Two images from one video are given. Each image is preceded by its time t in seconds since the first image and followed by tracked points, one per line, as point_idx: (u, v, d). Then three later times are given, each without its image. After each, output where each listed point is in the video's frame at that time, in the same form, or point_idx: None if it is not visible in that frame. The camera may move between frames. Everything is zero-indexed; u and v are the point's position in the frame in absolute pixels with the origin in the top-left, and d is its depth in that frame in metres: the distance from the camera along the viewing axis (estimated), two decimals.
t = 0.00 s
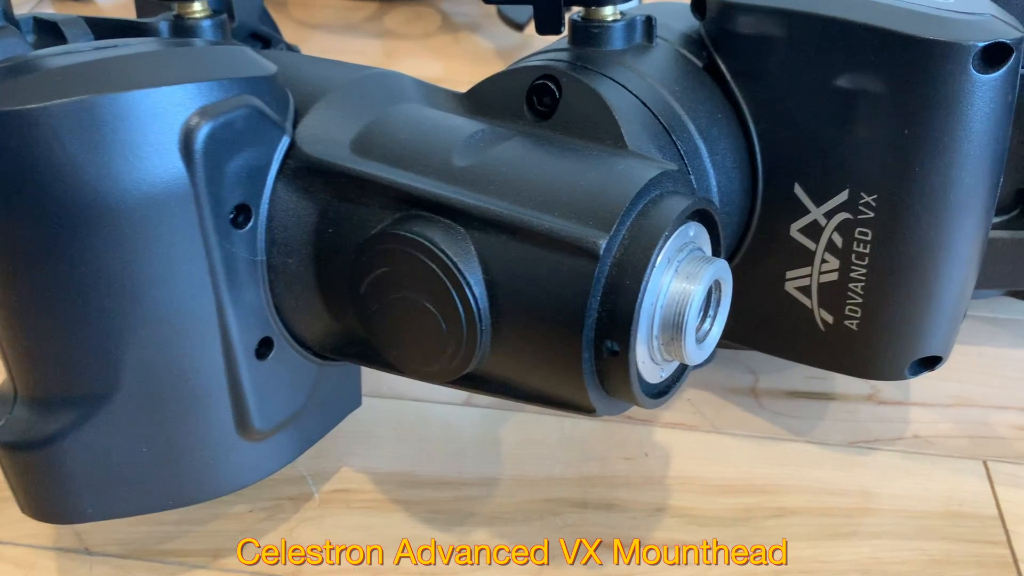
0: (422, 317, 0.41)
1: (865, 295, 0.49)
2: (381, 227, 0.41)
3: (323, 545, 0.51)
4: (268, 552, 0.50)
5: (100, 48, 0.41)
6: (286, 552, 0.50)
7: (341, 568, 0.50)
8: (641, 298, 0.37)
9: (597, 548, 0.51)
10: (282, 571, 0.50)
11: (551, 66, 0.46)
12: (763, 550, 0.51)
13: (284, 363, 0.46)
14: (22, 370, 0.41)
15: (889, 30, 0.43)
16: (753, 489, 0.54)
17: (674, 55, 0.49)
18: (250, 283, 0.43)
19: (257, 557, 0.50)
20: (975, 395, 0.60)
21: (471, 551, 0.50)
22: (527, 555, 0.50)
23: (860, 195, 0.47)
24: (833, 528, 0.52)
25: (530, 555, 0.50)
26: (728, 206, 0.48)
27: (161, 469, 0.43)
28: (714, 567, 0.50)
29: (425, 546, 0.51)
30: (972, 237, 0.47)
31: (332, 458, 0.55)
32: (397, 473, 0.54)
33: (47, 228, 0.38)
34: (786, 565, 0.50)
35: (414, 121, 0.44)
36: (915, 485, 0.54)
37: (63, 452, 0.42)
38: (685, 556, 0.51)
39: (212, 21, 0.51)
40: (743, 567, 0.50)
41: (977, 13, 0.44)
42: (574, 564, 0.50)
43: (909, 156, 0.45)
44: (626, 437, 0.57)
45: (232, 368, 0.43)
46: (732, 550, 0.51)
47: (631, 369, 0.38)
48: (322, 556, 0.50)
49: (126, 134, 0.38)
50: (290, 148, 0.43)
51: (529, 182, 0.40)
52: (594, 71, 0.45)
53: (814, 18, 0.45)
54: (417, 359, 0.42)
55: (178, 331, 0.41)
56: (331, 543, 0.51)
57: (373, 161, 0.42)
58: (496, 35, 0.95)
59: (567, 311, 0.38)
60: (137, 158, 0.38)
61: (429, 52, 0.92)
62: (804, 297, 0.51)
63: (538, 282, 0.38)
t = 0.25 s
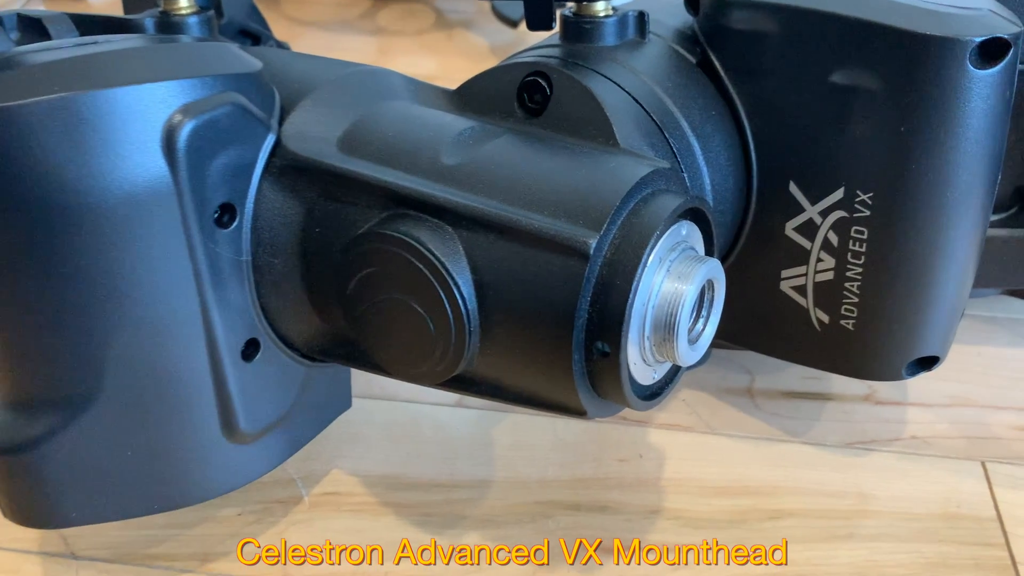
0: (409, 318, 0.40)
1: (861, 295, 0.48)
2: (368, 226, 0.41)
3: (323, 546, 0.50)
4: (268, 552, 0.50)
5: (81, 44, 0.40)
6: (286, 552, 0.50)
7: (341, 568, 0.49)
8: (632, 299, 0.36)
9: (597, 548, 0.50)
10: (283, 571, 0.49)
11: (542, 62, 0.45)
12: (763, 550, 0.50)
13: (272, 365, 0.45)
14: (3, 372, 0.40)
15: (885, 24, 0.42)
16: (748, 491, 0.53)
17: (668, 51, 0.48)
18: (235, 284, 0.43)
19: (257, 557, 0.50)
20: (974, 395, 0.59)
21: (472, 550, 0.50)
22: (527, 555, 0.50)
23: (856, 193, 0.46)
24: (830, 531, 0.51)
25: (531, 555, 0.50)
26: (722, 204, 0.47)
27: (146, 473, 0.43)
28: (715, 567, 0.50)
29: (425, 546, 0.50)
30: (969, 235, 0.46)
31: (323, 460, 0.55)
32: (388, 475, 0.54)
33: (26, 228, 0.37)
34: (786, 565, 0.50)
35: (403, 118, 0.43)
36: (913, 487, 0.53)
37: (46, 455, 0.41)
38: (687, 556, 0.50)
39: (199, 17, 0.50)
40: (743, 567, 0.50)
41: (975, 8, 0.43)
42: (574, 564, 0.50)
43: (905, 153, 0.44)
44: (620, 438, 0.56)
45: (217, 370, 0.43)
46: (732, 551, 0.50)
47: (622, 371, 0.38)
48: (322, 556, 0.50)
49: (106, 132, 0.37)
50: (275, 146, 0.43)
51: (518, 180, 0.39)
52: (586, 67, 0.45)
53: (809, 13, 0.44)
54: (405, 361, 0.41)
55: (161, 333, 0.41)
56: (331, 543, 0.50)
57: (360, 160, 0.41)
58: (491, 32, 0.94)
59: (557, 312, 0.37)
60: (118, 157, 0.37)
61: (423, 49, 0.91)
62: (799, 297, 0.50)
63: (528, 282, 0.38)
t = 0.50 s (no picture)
0: (399, 321, 0.39)
1: (860, 296, 0.47)
2: (358, 226, 0.40)
3: (323, 545, 0.50)
4: (268, 552, 0.49)
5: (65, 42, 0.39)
6: (286, 552, 0.49)
7: (341, 569, 0.49)
8: (626, 301, 0.36)
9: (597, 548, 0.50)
10: (283, 571, 0.49)
11: (535, 60, 0.44)
12: (762, 550, 0.50)
13: (262, 367, 0.45)
14: None
15: (884, 21, 0.42)
16: (746, 494, 0.53)
17: (664, 49, 0.47)
18: (223, 285, 0.42)
19: (257, 557, 0.49)
20: (974, 396, 0.59)
21: (471, 550, 0.50)
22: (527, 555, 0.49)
23: (854, 193, 0.45)
24: (828, 534, 0.50)
25: (530, 555, 0.49)
26: (718, 204, 0.47)
27: (133, 478, 0.42)
28: (715, 567, 0.49)
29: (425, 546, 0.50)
30: (969, 235, 0.45)
31: (315, 464, 0.54)
32: (381, 479, 0.53)
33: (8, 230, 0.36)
34: (786, 565, 0.49)
35: (393, 117, 0.43)
36: (912, 490, 0.53)
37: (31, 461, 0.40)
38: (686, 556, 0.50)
39: (188, 15, 0.50)
40: (743, 567, 0.49)
41: (975, 4, 0.42)
42: (574, 565, 0.49)
43: (904, 151, 0.43)
44: (616, 440, 0.55)
45: (205, 373, 0.42)
46: (732, 550, 0.50)
47: (617, 373, 0.37)
48: (322, 556, 0.49)
49: (90, 131, 0.36)
50: (263, 145, 0.42)
51: (510, 180, 0.38)
52: (580, 65, 0.44)
53: (806, 10, 0.44)
54: (396, 364, 0.41)
55: (148, 336, 0.40)
56: (331, 543, 0.50)
57: (349, 159, 0.41)
58: (486, 30, 0.93)
59: (550, 315, 0.36)
60: (102, 157, 0.37)
61: (418, 47, 0.90)
62: (797, 297, 0.49)
63: (520, 284, 0.37)
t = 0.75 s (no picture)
0: (396, 323, 0.38)
1: (864, 296, 0.46)
2: (354, 226, 0.39)
3: (323, 545, 0.49)
4: (268, 552, 0.49)
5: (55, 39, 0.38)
6: (286, 552, 0.49)
7: (341, 569, 0.48)
8: (629, 303, 0.35)
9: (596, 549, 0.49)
10: (282, 571, 0.48)
11: (535, 56, 0.44)
12: (763, 550, 0.49)
13: (257, 370, 0.44)
14: None
15: (890, 17, 0.41)
16: (748, 498, 0.52)
17: (666, 45, 0.47)
18: (217, 286, 0.41)
19: (257, 556, 0.49)
20: (978, 398, 0.58)
21: (471, 550, 0.49)
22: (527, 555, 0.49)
23: (859, 192, 0.45)
24: (832, 538, 0.50)
25: (530, 555, 0.49)
26: (721, 202, 0.46)
27: (126, 483, 0.41)
28: (714, 567, 0.48)
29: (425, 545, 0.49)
30: (976, 235, 0.45)
31: (311, 467, 0.53)
32: (379, 482, 0.52)
33: None
34: (786, 565, 0.49)
35: (390, 115, 0.42)
36: (917, 493, 0.52)
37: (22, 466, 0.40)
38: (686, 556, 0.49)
39: (182, 12, 0.49)
40: (743, 567, 0.48)
41: None
42: (574, 564, 0.48)
43: (910, 150, 0.43)
44: (616, 443, 0.55)
45: (199, 376, 0.41)
46: (732, 550, 0.49)
47: (619, 377, 0.36)
48: (322, 556, 0.49)
49: (81, 130, 0.35)
50: (258, 144, 0.41)
51: (509, 179, 0.38)
52: (580, 62, 0.43)
53: (810, 5, 0.43)
54: (393, 367, 0.40)
55: (141, 339, 0.39)
56: (331, 543, 0.49)
57: (345, 158, 0.40)
58: (485, 28, 0.93)
59: (550, 317, 0.36)
60: (94, 156, 0.36)
61: (417, 45, 0.90)
62: (801, 298, 0.49)
63: (520, 285, 0.36)
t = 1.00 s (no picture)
0: (390, 331, 0.38)
1: (863, 303, 0.46)
2: (347, 233, 0.39)
3: (323, 545, 0.49)
4: (268, 552, 0.49)
5: (46, 44, 0.38)
6: (286, 552, 0.49)
7: (341, 569, 0.48)
8: (624, 311, 0.35)
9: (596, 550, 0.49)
10: (282, 571, 0.48)
11: (531, 61, 0.43)
12: (763, 550, 0.49)
13: (250, 378, 0.44)
14: None
15: (889, 20, 0.41)
16: (746, 505, 0.51)
17: (663, 49, 0.46)
18: (209, 294, 0.41)
19: (257, 556, 0.49)
20: (977, 403, 0.58)
21: (471, 550, 0.49)
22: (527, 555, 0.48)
23: (858, 197, 0.44)
24: (831, 546, 0.49)
25: (531, 555, 0.48)
26: (719, 208, 0.46)
27: (117, 491, 0.41)
28: (715, 567, 0.48)
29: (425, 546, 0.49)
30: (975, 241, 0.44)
31: (306, 474, 0.53)
32: (374, 489, 0.52)
33: None
34: (786, 565, 0.49)
35: (384, 120, 0.41)
36: (916, 500, 0.52)
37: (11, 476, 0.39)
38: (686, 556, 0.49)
39: (175, 15, 0.48)
40: (743, 567, 0.48)
41: (982, 3, 0.41)
42: (574, 564, 0.48)
43: (909, 155, 0.42)
44: (614, 450, 0.54)
45: (191, 384, 0.41)
46: (732, 550, 0.49)
47: (615, 386, 0.36)
48: (322, 556, 0.49)
49: (70, 136, 0.35)
50: (250, 150, 0.41)
51: (504, 186, 0.37)
52: (577, 66, 0.43)
53: (808, 9, 0.43)
54: (387, 375, 0.40)
55: (132, 347, 0.39)
56: (331, 543, 0.49)
57: (339, 164, 0.39)
58: (483, 30, 0.92)
59: (544, 326, 0.35)
60: (83, 163, 0.35)
61: (414, 46, 0.89)
62: (799, 304, 0.48)
63: (514, 293, 0.36)
